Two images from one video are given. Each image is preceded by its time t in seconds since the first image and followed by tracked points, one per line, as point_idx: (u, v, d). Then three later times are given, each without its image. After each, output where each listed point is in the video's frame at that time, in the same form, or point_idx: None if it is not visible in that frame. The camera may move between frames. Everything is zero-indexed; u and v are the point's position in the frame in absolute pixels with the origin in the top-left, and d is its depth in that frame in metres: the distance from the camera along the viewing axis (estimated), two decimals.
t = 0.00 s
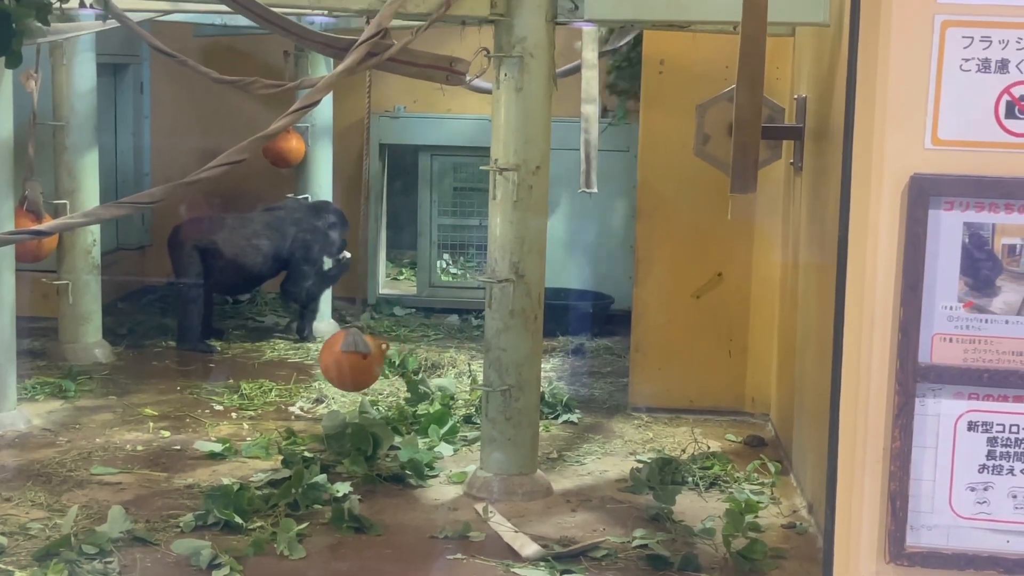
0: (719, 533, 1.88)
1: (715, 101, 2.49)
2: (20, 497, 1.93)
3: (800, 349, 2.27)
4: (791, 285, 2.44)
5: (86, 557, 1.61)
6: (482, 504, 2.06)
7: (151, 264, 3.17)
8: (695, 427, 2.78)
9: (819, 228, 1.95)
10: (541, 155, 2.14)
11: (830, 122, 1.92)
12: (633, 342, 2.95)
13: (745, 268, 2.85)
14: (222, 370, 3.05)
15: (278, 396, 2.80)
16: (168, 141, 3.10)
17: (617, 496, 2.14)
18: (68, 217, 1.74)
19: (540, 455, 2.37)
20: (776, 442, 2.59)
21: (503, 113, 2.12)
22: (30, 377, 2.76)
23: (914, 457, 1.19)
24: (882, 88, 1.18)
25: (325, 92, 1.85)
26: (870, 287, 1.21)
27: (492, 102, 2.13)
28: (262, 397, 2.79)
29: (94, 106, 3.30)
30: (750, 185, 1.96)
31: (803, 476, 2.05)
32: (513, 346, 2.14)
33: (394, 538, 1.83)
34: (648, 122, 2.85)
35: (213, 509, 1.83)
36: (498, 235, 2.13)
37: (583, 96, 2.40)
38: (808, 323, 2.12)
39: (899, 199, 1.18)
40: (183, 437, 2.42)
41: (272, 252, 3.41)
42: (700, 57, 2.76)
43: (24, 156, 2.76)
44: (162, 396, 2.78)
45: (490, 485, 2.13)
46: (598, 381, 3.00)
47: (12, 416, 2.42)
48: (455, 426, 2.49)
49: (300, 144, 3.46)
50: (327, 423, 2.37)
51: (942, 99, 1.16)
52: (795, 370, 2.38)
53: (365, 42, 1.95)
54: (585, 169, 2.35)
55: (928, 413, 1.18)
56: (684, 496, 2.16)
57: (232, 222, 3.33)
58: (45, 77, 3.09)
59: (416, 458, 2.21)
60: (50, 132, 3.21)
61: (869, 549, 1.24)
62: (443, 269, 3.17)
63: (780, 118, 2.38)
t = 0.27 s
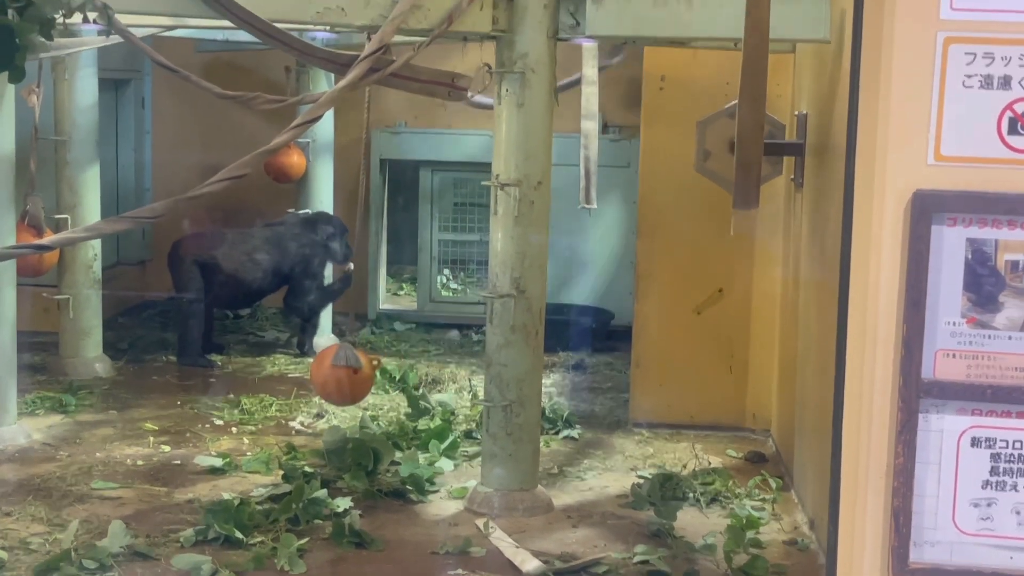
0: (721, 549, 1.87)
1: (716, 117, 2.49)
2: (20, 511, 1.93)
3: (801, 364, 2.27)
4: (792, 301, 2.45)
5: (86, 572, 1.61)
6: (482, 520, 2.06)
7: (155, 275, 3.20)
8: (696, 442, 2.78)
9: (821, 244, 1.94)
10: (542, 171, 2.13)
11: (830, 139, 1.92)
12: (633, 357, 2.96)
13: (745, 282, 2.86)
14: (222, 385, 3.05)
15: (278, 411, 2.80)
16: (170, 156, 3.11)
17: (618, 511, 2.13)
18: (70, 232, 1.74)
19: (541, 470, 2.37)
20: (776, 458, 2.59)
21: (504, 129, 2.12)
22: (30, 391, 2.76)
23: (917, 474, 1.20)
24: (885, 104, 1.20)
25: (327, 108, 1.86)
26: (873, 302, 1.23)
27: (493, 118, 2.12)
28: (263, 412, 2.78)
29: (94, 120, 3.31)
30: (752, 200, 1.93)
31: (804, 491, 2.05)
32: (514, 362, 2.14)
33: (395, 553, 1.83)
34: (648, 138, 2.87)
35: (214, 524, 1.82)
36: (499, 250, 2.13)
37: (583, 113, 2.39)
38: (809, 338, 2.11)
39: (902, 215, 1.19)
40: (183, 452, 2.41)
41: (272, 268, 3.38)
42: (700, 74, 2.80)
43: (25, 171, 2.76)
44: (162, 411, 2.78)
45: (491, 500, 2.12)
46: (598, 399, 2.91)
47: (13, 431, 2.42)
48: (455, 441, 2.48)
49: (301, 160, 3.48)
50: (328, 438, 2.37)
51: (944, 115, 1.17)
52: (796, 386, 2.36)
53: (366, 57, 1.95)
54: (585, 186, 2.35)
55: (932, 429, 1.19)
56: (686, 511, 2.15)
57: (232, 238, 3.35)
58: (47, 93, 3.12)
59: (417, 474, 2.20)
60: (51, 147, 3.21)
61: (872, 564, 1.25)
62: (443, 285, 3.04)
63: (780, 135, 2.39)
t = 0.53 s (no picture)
0: (722, 566, 1.87)
1: (716, 134, 2.50)
2: (19, 526, 1.92)
3: (801, 381, 2.27)
4: (792, 318, 2.43)
5: None
6: (482, 536, 2.05)
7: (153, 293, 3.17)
8: (696, 459, 2.77)
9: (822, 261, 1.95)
10: (543, 187, 2.12)
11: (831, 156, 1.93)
12: (632, 373, 2.94)
13: (745, 298, 2.86)
14: (221, 401, 3.04)
15: (278, 427, 2.79)
16: (171, 172, 3.11)
17: (618, 528, 2.12)
18: (71, 246, 1.74)
19: (540, 486, 2.36)
20: (776, 475, 2.58)
21: (504, 146, 2.09)
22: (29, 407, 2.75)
23: (922, 492, 1.23)
24: (889, 122, 1.23)
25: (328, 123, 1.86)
26: (878, 320, 1.26)
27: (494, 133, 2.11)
28: (262, 428, 2.78)
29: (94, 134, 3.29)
30: (754, 217, 1.95)
31: (806, 509, 2.05)
32: (514, 378, 2.13)
33: (395, 569, 1.82)
34: (649, 154, 2.85)
35: (213, 540, 1.81)
36: (499, 266, 2.12)
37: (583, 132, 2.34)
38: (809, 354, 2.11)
39: (906, 231, 1.23)
40: (183, 467, 2.40)
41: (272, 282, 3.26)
42: (701, 92, 2.79)
43: (25, 187, 2.76)
44: (162, 426, 2.77)
45: (491, 516, 2.11)
46: (598, 414, 2.96)
47: (11, 446, 2.41)
48: (455, 457, 2.47)
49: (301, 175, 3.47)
50: (327, 454, 2.35)
51: (947, 133, 1.20)
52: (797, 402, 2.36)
53: (368, 73, 1.95)
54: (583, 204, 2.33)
55: (935, 447, 1.22)
56: (686, 528, 2.15)
57: (232, 252, 3.22)
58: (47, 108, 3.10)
59: (416, 490, 2.19)
60: (51, 162, 3.19)
61: None
62: (443, 300, 3.08)
63: (781, 152, 2.39)
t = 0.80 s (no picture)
0: None
1: (716, 149, 2.50)
2: (17, 540, 1.91)
3: (801, 396, 2.28)
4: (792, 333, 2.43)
5: None
6: (482, 551, 2.04)
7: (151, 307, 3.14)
8: (696, 474, 2.76)
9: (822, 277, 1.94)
10: (543, 202, 2.11)
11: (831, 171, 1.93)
12: (632, 388, 2.93)
13: (746, 313, 2.86)
14: (220, 415, 3.03)
15: (276, 441, 2.78)
16: (171, 185, 3.11)
17: (618, 543, 2.11)
18: (70, 259, 1.74)
19: (540, 501, 2.35)
20: (776, 490, 2.58)
21: (504, 160, 2.09)
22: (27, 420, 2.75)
23: (924, 507, 1.25)
24: (891, 136, 1.26)
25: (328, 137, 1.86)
26: (880, 335, 1.28)
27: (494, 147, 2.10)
28: (261, 442, 2.77)
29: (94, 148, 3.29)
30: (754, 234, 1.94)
31: (806, 524, 2.04)
32: (514, 392, 2.12)
33: None
34: (649, 168, 2.86)
35: (211, 554, 1.81)
36: (499, 279, 2.11)
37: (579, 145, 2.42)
38: (809, 368, 2.11)
39: (908, 246, 1.25)
40: (181, 481, 2.39)
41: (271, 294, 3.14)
42: (701, 105, 2.81)
43: (25, 200, 2.76)
44: (160, 440, 2.76)
45: (490, 531, 2.11)
46: (597, 428, 2.96)
47: (10, 459, 2.40)
48: (454, 472, 2.47)
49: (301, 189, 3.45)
50: (326, 469, 2.35)
51: (949, 146, 1.23)
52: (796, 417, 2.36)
53: (366, 87, 1.95)
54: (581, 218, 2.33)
55: (938, 462, 1.24)
56: (686, 544, 2.14)
57: (231, 266, 3.11)
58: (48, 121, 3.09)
59: (416, 504, 2.18)
60: (51, 175, 3.19)
61: None
62: (442, 315, 3.19)
63: (781, 167, 2.40)
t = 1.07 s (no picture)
0: None
1: (715, 167, 2.50)
2: (13, 558, 1.90)
3: (800, 414, 2.27)
4: (792, 352, 2.43)
5: None
6: (479, 570, 2.03)
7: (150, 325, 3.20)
8: (694, 492, 2.76)
9: (821, 297, 1.95)
10: (542, 219, 2.10)
11: (830, 189, 1.93)
12: (631, 406, 2.93)
13: (746, 333, 2.87)
14: (217, 432, 3.02)
15: (274, 458, 2.77)
16: (170, 202, 3.11)
17: (617, 562, 2.10)
18: (68, 275, 1.74)
19: (538, 519, 2.33)
20: (775, 508, 2.58)
21: (504, 176, 2.08)
22: (25, 437, 2.74)
23: (924, 523, 1.34)
24: (892, 160, 1.36)
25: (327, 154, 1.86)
26: (881, 354, 1.39)
27: (493, 164, 2.09)
28: (259, 459, 2.76)
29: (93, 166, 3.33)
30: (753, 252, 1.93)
31: (805, 542, 2.04)
32: (512, 410, 2.11)
33: None
34: (648, 186, 2.86)
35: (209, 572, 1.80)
36: (499, 297, 2.11)
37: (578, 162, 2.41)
38: (809, 386, 2.10)
39: (908, 262, 1.35)
40: (178, 499, 2.38)
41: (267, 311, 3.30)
42: (699, 125, 2.83)
43: (24, 216, 2.76)
44: (158, 458, 2.74)
45: (489, 549, 2.10)
46: (596, 445, 2.93)
47: (6, 477, 2.40)
48: (452, 490, 2.46)
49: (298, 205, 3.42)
50: (324, 486, 2.34)
51: (947, 169, 1.33)
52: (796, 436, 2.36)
53: (367, 103, 1.96)
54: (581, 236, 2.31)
55: (939, 478, 1.33)
56: (684, 562, 2.13)
57: (228, 283, 3.24)
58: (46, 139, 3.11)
59: (414, 522, 2.17)
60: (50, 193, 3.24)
61: None
62: (441, 332, 3.06)
63: (780, 185, 2.40)
